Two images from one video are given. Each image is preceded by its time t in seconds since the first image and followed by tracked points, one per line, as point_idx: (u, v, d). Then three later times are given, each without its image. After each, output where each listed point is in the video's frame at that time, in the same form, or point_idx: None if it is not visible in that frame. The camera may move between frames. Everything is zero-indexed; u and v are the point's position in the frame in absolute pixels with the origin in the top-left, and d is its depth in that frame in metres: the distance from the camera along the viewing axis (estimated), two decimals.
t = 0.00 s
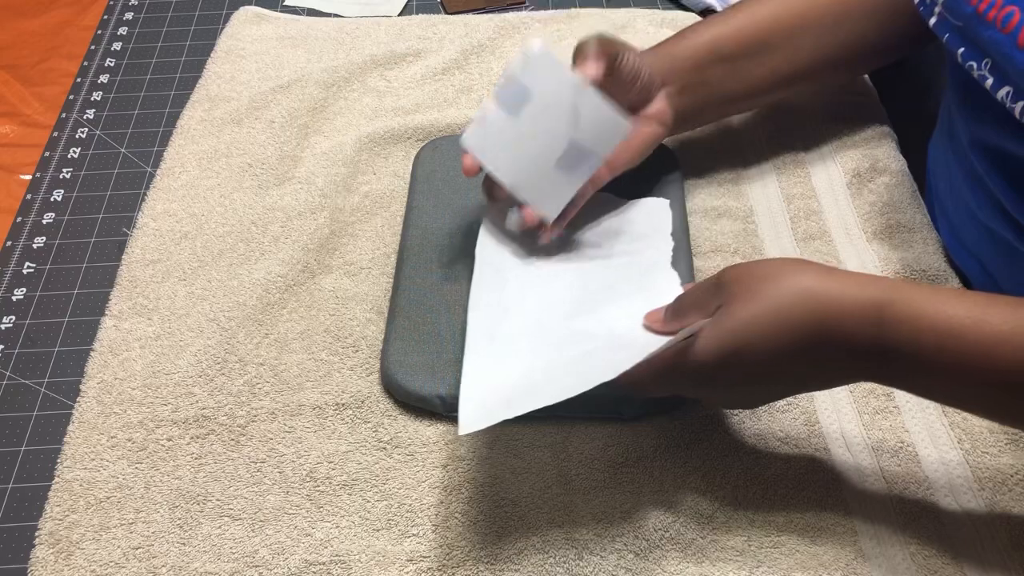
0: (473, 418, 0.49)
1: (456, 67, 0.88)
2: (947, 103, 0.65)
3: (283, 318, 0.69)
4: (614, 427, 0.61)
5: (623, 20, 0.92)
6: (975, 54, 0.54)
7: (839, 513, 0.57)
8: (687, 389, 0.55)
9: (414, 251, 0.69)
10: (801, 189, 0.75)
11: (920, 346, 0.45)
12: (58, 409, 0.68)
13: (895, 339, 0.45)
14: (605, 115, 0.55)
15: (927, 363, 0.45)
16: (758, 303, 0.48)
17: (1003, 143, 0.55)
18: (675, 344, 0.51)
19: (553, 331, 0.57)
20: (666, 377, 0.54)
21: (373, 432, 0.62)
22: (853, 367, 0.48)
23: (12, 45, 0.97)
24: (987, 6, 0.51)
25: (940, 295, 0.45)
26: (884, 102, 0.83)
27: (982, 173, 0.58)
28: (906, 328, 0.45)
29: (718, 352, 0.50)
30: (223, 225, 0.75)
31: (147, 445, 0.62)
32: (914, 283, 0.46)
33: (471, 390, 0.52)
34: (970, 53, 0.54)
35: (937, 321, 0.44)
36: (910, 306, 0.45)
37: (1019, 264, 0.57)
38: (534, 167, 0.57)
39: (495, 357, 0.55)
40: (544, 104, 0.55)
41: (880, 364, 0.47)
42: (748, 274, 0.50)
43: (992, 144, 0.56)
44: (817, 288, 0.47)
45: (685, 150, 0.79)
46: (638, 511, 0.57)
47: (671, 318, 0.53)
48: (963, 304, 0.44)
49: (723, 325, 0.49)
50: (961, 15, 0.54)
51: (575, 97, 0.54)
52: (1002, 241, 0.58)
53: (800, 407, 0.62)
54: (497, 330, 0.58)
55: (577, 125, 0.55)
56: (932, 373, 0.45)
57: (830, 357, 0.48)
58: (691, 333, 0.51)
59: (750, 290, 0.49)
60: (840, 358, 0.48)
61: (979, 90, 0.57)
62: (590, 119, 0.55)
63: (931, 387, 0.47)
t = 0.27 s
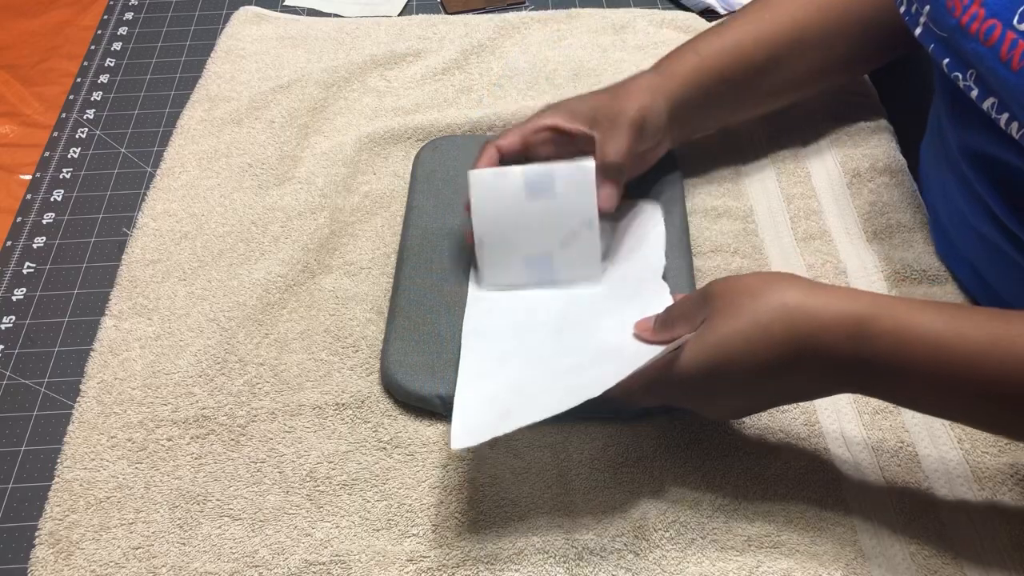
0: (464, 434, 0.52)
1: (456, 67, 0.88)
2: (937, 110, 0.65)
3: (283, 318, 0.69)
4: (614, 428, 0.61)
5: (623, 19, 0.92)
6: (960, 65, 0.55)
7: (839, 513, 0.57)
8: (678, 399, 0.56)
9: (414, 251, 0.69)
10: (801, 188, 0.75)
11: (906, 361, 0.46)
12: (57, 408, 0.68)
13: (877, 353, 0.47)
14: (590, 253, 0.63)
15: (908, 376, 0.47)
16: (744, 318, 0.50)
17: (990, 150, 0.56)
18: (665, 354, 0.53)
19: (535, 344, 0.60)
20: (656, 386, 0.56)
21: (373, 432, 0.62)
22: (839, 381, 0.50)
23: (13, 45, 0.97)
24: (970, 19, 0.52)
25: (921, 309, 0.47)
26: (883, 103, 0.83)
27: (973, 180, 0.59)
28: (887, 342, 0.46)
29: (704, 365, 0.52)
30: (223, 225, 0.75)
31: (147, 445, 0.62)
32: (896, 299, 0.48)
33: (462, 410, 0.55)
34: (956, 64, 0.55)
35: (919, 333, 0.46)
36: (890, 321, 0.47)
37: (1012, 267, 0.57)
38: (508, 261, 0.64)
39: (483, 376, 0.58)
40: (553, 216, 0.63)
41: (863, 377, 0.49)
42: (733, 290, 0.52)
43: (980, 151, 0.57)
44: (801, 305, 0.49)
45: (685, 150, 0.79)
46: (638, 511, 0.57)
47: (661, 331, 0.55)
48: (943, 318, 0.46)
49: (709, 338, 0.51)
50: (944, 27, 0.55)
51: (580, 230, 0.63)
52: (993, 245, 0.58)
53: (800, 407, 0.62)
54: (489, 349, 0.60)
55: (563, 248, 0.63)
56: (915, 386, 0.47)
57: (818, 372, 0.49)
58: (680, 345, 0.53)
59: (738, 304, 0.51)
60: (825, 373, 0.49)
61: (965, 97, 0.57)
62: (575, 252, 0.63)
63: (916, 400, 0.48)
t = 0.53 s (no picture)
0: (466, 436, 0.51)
1: (456, 67, 0.88)
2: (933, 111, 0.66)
3: (283, 318, 0.69)
4: (614, 428, 0.61)
5: (623, 19, 0.92)
6: (953, 67, 0.56)
7: (839, 513, 0.57)
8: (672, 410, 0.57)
9: (414, 251, 0.69)
10: (801, 188, 0.75)
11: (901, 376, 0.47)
12: (57, 408, 0.68)
13: (872, 367, 0.48)
14: (583, 268, 0.65)
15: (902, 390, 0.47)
16: (744, 328, 0.50)
17: (984, 152, 0.56)
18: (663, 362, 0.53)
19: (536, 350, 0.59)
20: (651, 396, 0.56)
21: (373, 432, 0.62)
22: (834, 394, 0.50)
23: (13, 45, 0.97)
24: (962, 23, 0.53)
25: (918, 325, 0.47)
26: (883, 103, 0.83)
27: (968, 182, 0.59)
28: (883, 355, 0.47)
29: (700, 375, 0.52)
30: (223, 225, 0.75)
31: (147, 445, 0.62)
32: (892, 315, 0.49)
33: (461, 410, 0.54)
34: (949, 66, 0.56)
35: (914, 349, 0.47)
36: (887, 335, 0.47)
37: (1005, 269, 0.57)
38: (504, 273, 0.65)
39: (484, 379, 0.57)
40: (548, 229, 0.67)
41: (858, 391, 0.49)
42: (733, 302, 0.53)
43: (975, 153, 0.57)
44: (800, 317, 0.49)
45: (685, 150, 0.79)
46: (638, 511, 0.57)
47: (660, 340, 0.56)
48: (939, 334, 0.46)
49: (707, 347, 0.51)
50: (938, 30, 0.56)
51: (572, 244, 0.66)
52: (987, 247, 0.59)
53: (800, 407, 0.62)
54: (486, 351, 0.60)
55: (558, 258, 0.65)
56: (910, 400, 0.48)
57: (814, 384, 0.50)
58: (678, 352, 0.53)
59: (737, 315, 0.51)
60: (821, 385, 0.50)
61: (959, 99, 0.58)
62: (569, 265, 0.65)
63: (910, 416, 0.49)
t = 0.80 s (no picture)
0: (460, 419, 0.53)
1: (456, 67, 0.88)
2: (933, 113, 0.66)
3: (283, 318, 0.69)
4: (615, 428, 0.61)
5: (623, 19, 0.93)
6: (953, 72, 0.56)
7: (839, 514, 0.57)
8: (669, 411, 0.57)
9: (414, 251, 0.69)
10: (801, 188, 0.75)
11: (900, 376, 0.47)
12: (57, 408, 0.68)
13: (871, 367, 0.48)
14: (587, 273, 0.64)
15: (901, 391, 0.48)
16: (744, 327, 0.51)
17: (983, 154, 0.56)
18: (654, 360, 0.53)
19: (535, 347, 0.59)
20: (649, 396, 0.55)
21: (373, 432, 0.62)
22: (832, 395, 0.50)
23: (13, 45, 0.97)
24: (961, 28, 0.53)
25: (914, 327, 0.48)
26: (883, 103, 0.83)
27: (966, 183, 0.59)
28: (880, 354, 0.48)
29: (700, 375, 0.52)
30: (223, 225, 0.75)
31: (147, 445, 0.62)
32: (891, 318, 0.49)
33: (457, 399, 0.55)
34: (948, 71, 0.57)
35: (914, 349, 0.47)
36: (887, 336, 0.48)
37: (1001, 271, 0.58)
38: (505, 274, 0.64)
39: (481, 371, 0.58)
40: (553, 234, 0.66)
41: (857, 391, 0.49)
42: (733, 303, 0.53)
43: (974, 155, 0.57)
44: (800, 317, 0.50)
45: (685, 150, 0.79)
46: (638, 511, 0.57)
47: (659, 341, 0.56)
48: (936, 335, 0.47)
49: (708, 345, 0.52)
50: (937, 34, 0.56)
51: (577, 250, 0.65)
52: (983, 248, 0.59)
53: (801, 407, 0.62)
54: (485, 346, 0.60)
55: (562, 264, 0.65)
56: (908, 401, 0.48)
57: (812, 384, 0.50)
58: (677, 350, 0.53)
59: (736, 315, 0.52)
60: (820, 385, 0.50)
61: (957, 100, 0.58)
62: (574, 270, 0.64)
63: (908, 417, 0.49)
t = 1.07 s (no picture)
0: (443, 395, 0.54)
1: (456, 67, 0.88)
2: (934, 114, 0.66)
3: (283, 318, 0.69)
4: (615, 428, 0.61)
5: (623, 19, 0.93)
6: (954, 77, 0.57)
7: (839, 514, 0.57)
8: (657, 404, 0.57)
9: (414, 251, 0.69)
10: (801, 188, 0.75)
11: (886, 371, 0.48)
12: (57, 408, 0.68)
13: (856, 363, 0.48)
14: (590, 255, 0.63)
15: (887, 386, 0.48)
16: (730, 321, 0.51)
17: (984, 155, 0.56)
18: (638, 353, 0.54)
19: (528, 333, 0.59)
20: (637, 390, 0.56)
21: (373, 432, 0.62)
22: (819, 390, 0.51)
23: (13, 45, 0.98)
24: (964, 33, 0.53)
25: (899, 325, 0.48)
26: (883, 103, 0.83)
27: (965, 183, 0.59)
28: (863, 350, 0.48)
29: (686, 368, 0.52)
30: (223, 225, 0.75)
31: (147, 445, 0.62)
32: (878, 315, 0.49)
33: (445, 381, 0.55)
34: (950, 76, 0.57)
35: (900, 344, 0.47)
36: (874, 332, 0.48)
37: (997, 271, 0.58)
38: (502, 259, 0.64)
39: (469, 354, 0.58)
40: (554, 217, 0.65)
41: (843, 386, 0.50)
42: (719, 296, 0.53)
43: (974, 156, 0.58)
44: (786, 312, 0.50)
45: (685, 150, 0.79)
46: (638, 511, 0.57)
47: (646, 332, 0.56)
48: (921, 334, 0.47)
49: (693, 339, 0.52)
50: (940, 39, 0.56)
51: (578, 233, 0.64)
52: (981, 248, 0.59)
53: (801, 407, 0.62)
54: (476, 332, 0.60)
55: (563, 248, 0.64)
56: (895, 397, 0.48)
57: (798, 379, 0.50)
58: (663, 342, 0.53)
59: (723, 309, 0.52)
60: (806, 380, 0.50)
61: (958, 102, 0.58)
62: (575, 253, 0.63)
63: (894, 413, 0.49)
